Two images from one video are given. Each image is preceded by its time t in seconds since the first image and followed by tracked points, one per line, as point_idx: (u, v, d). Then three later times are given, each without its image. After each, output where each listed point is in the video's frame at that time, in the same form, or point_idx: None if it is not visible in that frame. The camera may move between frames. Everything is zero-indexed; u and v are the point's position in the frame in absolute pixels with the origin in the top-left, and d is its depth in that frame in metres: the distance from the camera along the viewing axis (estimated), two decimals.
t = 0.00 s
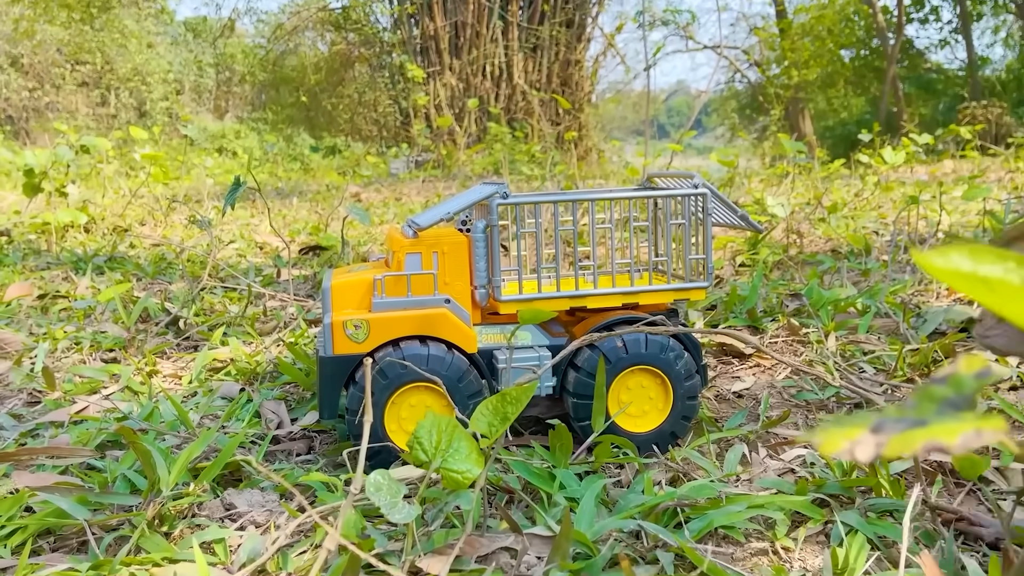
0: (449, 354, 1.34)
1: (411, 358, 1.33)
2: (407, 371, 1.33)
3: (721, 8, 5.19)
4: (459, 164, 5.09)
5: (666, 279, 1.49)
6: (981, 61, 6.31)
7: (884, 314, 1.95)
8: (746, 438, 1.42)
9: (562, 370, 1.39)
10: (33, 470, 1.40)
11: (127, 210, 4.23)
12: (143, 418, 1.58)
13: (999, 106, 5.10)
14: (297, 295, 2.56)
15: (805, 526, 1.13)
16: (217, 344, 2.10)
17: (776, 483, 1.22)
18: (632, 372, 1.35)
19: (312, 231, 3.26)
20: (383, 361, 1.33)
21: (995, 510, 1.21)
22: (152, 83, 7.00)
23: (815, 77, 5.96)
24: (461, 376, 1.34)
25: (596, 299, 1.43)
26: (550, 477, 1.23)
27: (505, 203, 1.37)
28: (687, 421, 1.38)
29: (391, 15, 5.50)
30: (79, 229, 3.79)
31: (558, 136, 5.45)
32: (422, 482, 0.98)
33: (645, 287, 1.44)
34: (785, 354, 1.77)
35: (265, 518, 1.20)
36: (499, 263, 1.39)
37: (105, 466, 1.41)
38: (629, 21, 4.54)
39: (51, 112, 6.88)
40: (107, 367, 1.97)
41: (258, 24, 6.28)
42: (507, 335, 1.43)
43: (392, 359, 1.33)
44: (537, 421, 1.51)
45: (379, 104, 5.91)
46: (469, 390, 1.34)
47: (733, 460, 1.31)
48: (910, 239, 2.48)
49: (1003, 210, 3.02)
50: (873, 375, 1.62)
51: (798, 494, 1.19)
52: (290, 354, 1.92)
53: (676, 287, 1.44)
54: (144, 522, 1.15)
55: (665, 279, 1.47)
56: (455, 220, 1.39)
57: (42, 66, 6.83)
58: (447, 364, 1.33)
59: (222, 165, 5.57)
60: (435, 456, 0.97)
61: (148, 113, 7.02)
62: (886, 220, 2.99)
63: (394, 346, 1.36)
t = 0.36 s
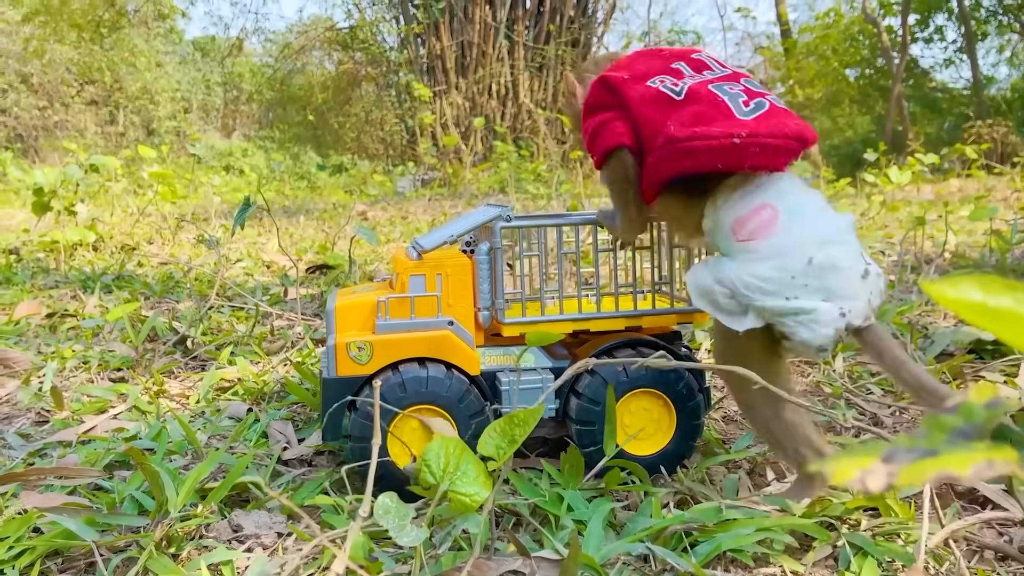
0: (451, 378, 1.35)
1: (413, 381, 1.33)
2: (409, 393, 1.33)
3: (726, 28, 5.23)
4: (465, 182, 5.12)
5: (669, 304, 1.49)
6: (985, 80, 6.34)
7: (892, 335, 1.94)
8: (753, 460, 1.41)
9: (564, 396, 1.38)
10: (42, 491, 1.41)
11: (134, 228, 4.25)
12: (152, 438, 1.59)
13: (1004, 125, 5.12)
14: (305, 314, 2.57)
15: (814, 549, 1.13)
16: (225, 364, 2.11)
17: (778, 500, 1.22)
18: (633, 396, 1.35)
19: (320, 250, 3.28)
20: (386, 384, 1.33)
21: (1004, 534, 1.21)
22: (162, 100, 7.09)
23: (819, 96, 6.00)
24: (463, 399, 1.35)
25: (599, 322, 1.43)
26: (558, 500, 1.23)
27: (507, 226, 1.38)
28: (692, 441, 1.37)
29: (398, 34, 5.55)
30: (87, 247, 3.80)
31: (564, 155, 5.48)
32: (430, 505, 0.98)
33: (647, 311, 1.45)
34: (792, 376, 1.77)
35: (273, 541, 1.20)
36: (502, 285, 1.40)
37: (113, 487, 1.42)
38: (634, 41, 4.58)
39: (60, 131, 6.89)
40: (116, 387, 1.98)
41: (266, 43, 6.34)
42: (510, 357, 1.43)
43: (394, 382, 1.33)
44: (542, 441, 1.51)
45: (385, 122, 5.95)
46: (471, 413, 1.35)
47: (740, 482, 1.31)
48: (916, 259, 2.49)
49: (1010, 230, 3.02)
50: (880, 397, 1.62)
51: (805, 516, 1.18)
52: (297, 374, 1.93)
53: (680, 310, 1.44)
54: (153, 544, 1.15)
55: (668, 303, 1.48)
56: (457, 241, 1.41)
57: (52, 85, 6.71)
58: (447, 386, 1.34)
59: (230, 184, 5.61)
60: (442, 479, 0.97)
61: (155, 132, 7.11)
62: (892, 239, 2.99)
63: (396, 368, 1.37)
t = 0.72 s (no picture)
0: (458, 412, 1.36)
1: (421, 417, 1.33)
2: (419, 429, 1.33)
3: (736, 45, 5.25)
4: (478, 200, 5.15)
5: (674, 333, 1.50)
6: (998, 94, 6.32)
7: (909, 360, 1.94)
8: (772, 490, 1.42)
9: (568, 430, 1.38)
10: (66, 520, 1.43)
11: (151, 247, 4.29)
12: (174, 466, 1.61)
13: (1017, 140, 5.11)
14: (321, 337, 2.60)
15: None
16: (244, 390, 2.14)
17: (801, 537, 1.23)
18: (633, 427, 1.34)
19: (334, 271, 3.31)
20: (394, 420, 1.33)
21: None
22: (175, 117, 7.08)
23: (831, 111, 6.00)
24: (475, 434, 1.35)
25: (603, 354, 1.44)
26: (578, 532, 1.23)
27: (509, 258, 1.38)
28: (701, 462, 1.37)
29: (410, 52, 5.58)
30: (104, 268, 3.84)
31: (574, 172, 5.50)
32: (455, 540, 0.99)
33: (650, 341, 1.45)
34: (809, 401, 1.77)
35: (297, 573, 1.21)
36: (505, 318, 1.41)
37: (136, 516, 1.44)
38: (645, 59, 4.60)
39: (75, 148, 7.01)
40: (137, 413, 2.00)
41: (279, 61, 6.40)
42: (514, 392, 1.44)
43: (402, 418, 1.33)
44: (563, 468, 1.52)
45: (397, 139, 5.98)
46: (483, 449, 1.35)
47: (758, 512, 1.32)
48: (932, 281, 2.48)
49: None
50: (898, 425, 1.63)
51: (826, 551, 1.19)
52: (316, 401, 1.95)
53: (684, 340, 1.45)
54: None
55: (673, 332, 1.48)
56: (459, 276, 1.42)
57: (67, 103, 6.95)
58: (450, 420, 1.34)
59: (244, 202, 5.65)
60: (466, 514, 0.98)
61: (169, 148, 7.18)
62: (906, 259, 2.99)
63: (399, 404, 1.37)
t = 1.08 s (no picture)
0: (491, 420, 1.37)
1: (455, 423, 1.35)
2: (454, 435, 1.34)
3: (749, 51, 5.27)
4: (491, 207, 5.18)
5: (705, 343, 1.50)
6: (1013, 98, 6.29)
7: (927, 368, 1.93)
8: (792, 499, 1.42)
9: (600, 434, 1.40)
10: (93, 527, 1.45)
11: (168, 255, 4.32)
12: (198, 474, 1.63)
13: None
14: (339, 346, 2.62)
15: None
16: (264, 398, 2.16)
17: (823, 547, 1.24)
18: (667, 436, 1.35)
19: (351, 279, 3.33)
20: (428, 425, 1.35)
21: None
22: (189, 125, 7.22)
23: (845, 116, 5.99)
24: (508, 443, 1.37)
25: (633, 363, 1.44)
26: (600, 540, 1.24)
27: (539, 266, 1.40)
28: (730, 479, 1.37)
29: (423, 59, 5.59)
30: (123, 276, 3.88)
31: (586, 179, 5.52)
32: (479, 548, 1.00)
33: (682, 351, 1.45)
34: (828, 410, 1.77)
35: None
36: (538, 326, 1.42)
37: (162, 524, 1.46)
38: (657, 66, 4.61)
39: (91, 156, 7.10)
40: (159, 421, 2.03)
41: (293, 69, 6.46)
42: (548, 399, 1.45)
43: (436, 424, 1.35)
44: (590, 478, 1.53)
45: (410, 147, 6.00)
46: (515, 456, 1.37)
47: (779, 521, 1.32)
48: (949, 288, 2.48)
49: None
50: (917, 433, 1.63)
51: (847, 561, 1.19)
52: (336, 409, 1.97)
53: (715, 351, 1.45)
54: None
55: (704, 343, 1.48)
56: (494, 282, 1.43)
57: (85, 111, 7.02)
58: (485, 427, 1.36)
59: (258, 210, 5.70)
60: (490, 523, 1.00)
61: (184, 155, 7.27)
62: (922, 266, 2.98)
63: (434, 409, 1.39)
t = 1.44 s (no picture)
0: (507, 418, 1.38)
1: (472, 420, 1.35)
2: (470, 433, 1.35)
3: (760, 49, 5.25)
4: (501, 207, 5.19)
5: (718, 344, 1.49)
6: None
7: (940, 367, 1.92)
8: (803, 499, 1.42)
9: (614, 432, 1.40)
10: (106, 526, 1.46)
11: (180, 256, 4.34)
12: (210, 474, 1.64)
13: None
14: (350, 346, 2.64)
15: None
16: (276, 397, 2.18)
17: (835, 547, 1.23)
18: (686, 435, 1.36)
19: (362, 279, 3.35)
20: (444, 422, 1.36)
21: None
22: (201, 125, 7.27)
23: (857, 114, 5.95)
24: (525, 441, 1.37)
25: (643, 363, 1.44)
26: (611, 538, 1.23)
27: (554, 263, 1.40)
28: (743, 481, 1.38)
29: (433, 59, 5.58)
30: (136, 277, 3.90)
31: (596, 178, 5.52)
32: (489, 548, 1.00)
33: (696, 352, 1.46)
34: (839, 409, 1.77)
35: None
36: (552, 324, 1.43)
37: (175, 523, 1.47)
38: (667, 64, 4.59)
39: (104, 156, 7.11)
40: (171, 421, 2.04)
41: (303, 70, 6.48)
42: (563, 397, 1.46)
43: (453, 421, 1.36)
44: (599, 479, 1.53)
45: (421, 147, 6.00)
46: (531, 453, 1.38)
47: (790, 521, 1.32)
48: (963, 287, 2.46)
49: None
50: (930, 432, 1.62)
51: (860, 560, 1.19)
52: (347, 409, 1.98)
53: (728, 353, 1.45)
54: None
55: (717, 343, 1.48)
56: (508, 280, 1.44)
57: (97, 112, 7.03)
58: (500, 425, 1.36)
59: (270, 211, 5.73)
60: (499, 523, 1.00)
61: (196, 156, 7.30)
62: (935, 265, 2.96)
63: (450, 408, 1.39)
